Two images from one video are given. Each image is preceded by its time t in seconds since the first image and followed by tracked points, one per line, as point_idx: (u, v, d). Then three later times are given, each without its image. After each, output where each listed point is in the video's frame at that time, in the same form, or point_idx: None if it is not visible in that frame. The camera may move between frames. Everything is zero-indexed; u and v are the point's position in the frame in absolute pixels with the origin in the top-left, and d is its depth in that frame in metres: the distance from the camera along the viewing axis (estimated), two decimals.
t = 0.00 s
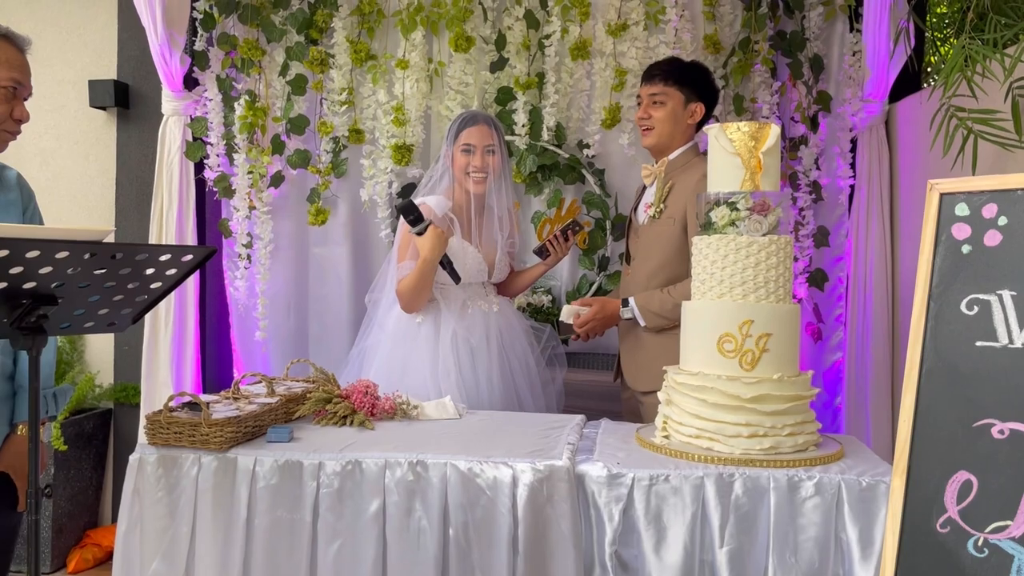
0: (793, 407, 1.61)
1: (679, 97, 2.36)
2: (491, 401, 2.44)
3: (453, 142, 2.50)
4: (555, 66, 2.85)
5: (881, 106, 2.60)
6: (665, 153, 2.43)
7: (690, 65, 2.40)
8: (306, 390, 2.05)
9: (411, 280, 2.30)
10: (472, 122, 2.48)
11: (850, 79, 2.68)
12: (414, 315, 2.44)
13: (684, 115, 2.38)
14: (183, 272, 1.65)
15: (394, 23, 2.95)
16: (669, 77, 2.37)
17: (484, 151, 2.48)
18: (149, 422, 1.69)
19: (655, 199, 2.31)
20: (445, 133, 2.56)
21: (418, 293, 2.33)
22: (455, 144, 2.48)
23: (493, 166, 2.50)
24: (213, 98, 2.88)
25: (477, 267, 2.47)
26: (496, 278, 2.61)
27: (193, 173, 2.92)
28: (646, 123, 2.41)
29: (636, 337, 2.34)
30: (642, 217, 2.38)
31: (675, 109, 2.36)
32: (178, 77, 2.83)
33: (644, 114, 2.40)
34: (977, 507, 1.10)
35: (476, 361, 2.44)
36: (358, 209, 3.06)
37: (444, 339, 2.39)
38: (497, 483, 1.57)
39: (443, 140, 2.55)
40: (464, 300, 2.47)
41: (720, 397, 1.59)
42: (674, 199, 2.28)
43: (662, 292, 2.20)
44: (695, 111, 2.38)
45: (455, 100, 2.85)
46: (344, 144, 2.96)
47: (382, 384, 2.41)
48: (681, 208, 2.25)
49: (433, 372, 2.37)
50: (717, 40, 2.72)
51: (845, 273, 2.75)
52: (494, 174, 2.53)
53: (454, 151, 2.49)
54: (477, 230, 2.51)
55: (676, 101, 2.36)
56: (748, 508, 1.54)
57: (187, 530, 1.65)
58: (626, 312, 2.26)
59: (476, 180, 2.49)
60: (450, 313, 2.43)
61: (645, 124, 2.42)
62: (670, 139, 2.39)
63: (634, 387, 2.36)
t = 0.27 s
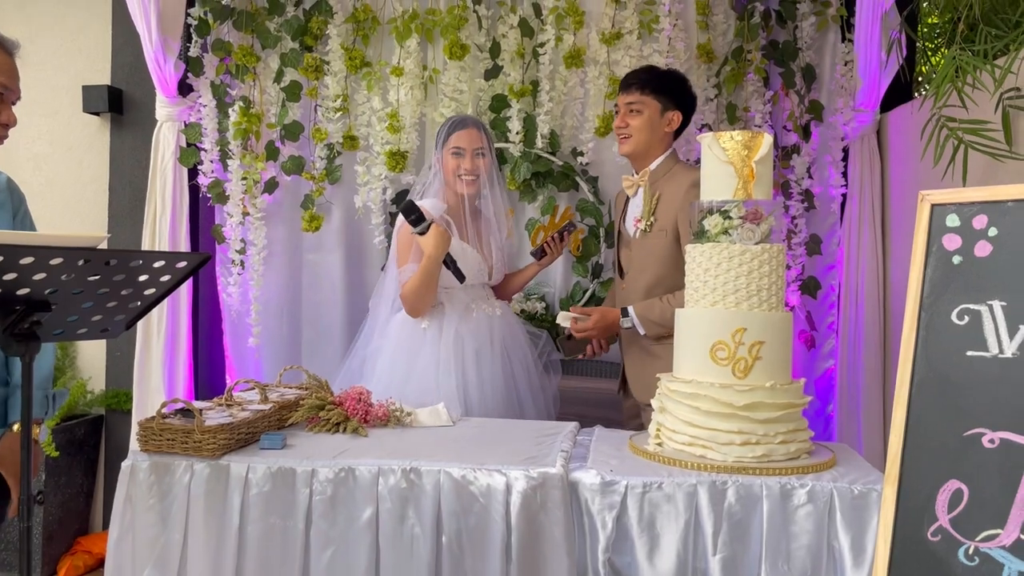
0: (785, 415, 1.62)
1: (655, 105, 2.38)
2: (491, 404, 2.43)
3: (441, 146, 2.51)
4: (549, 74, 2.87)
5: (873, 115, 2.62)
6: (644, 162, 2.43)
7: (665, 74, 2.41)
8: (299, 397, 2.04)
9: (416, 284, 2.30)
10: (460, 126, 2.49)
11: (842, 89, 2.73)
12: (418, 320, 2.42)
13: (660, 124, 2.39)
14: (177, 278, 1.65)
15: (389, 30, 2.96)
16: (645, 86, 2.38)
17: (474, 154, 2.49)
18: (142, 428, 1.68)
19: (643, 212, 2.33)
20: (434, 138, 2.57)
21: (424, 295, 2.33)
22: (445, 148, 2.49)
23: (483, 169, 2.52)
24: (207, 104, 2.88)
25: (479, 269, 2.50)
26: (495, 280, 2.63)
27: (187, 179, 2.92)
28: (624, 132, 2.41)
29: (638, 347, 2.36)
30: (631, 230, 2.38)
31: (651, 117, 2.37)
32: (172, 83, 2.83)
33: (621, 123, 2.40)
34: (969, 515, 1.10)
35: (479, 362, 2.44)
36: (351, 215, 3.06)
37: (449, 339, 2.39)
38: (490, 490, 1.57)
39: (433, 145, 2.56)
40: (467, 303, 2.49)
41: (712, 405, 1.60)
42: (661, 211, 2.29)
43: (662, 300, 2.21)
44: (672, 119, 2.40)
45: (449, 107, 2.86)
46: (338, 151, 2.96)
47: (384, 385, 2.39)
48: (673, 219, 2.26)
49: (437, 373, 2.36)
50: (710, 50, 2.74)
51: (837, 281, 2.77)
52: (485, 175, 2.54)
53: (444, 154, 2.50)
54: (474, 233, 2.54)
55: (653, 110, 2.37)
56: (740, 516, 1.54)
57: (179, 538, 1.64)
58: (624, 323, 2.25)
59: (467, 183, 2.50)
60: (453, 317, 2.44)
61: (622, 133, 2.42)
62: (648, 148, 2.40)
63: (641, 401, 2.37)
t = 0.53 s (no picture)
0: (786, 418, 1.62)
1: (633, 114, 2.37)
2: (498, 404, 2.44)
3: (433, 149, 2.53)
4: (549, 78, 2.88)
5: (871, 119, 2.63)
6: (635, 171, 2.44)
7: (643, 82, 2.39)
8: (300, 400, 2.04)
9: (413, 287, 2.31)
10: (452, 128, 2.52)
11: (841, 93, 2.73)
12: (422, 321, 2.42)
13: (642, 132, 2.39)
14: (179, 283, 1.65)
15: (388, 35, 2.97)
16: (621, 97, 2.38)
17: (464, 155, 2.51)
18: (143, 432, 1.69)
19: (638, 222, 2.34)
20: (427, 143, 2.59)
21: (422, 297, 2.34)
22: (437, 149, 2.52)
23: (474, 169, 2.53)
24: (207, 108, 2.89)
25: (477, 268, 2.50)
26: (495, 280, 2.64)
27: (187, 183, 2.92)
28: (608, 145, 2.43)
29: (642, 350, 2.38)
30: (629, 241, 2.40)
31: (631, 127, 2.37)
32: (173, 87, 2.83)
33: (604, 136, 2.42)
34: (972, 517, 1.11)
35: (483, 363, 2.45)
36: (351, 218, 3.06)
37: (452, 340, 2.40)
38: (492, 493, 1.57)
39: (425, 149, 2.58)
40: (470, 301, 2.49)
41: (713, 408, 1.60)
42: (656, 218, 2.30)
43: (660, 301, 2.21)
44: (652, 126, 2.39)
45: (449, 111, 2.86)
46: (338, 155, 2.97)
47: (388, 388, 2.39)
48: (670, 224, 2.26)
49: (442, 375, 2.36)
50: (709, 54, 2.75)
51: (836, 285, 2.78)
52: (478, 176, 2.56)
53: (435, 156, 2.52)
54: (469, 233, 2.54)
55: (632, 120, 2.37)
56: (741, 518, 1.54)
57: (180, 542, 1.64)
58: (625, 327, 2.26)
59: (458, 184, 2.51)
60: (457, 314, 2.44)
61: (607, 146, 2.44)
62: (634, 156, 2.41)
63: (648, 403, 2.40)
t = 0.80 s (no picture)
0: (796, 423, 1.62)
1: (652, 113, 2.38)
2: (502, 409, 2.44)
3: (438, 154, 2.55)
4: (556, 83, 2.88)
5: (879, 123, 2.63)
6: (651, 170, 2.43)
7: (665, 83, 2.41)
8: (310, 406, 2.05)
9: (417, 294, 2.32)
10: (455, 134, 2.54)
11: (849, 96, 2.72)
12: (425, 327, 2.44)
13: (660, 131, 2.38)
14: (189, 290, 1.66)
15: (395, 41, 2.98)
16: (641, 97, 2.39)
17: (466, 160, 2.52)
18: (154, 439, 1.70)
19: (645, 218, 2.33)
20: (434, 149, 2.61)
21: (427, 303, 2.35)
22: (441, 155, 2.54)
23: (477, 174, 2.54)
24: (215, 114, 2.90)
25: (482, 275, 2.48)
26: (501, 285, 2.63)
27: (196, 190, 2.93)
28: (626, 143, 2.43)
29: (640, 353, 2.35)
30: (636, 237, 2.39)
31: (649, 126, 2.37)
32: (181, 93, 2.86)
33: (622, 135, 2.43)
34: (987, 523, 1.11)
35: (488, 368, 2.45)
36: (360, 224, 3.07)
37: (456, 345, 2.41)
38: (502, 499, 1.58)
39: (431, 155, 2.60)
40: (474, 307, 2.49)
41: (723, 413, 1.60)
42: (664, 215, 2.29)
43: (657, 291, 2.19)
44: (671, 126, 2.38)
45: (456, 117, 2.87)
46: (346, 160, 2.98)
47: (392, 393, 2.40)
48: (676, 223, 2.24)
49: (447, 380, 2.37)
50: (716, 58, 2.75)
51: (844, 288, 2.77)
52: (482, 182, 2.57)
53: (440, 162, 2.54)
54: (475, 238, 2.53)
55: (650, 118, 2.38)
56: (752, 524, 1.54)
57: (191, 547, 1.64)
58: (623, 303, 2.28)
59: (461, 189, 2.53)
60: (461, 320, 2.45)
61: (626, 144, 2.44)
62: (651, 155, 2.40)
63: (646, 405, 2.36)
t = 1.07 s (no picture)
0: (814, 422, 1.61)
1: (679, 111, 2.36)
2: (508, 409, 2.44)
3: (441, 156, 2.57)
4: (570, 83, 2.88)
5: (897, 120, 2.61)
6: (676, 168, 2.42)
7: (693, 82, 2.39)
8: (326, 407, 2.06)
9: (409, 305, 2.33)
10: (456, 134, 2.56)
11: (865, 94, 2.70)
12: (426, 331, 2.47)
13: (687, 130, 2.37)
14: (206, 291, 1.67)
15: (410, 42, 2.99)
16: (668, 96, 2.39)
17: (468, 160, 2.53)
18: (173, 439, 1.71)
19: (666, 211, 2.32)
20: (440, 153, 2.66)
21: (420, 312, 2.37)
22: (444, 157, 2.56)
23: (479, 174, 2.54)
24: (231, 117, 2.92)
25: (484, 279, 2.46)
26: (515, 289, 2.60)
27: (212, 192, 2.96)
28: (653, 142, 2.43)
29: (647, 350, 2.34)
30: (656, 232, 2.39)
31: (676, 124, 2.36)
32: (197, 96, 2.87)
33: (650, 134, 2.42)
34: (1012, 521, 1.12)
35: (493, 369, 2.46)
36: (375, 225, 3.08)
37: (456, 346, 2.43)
38: (519, 499, 1.58)
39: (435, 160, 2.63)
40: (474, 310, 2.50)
41: (740, 413, 1.59)
42: (684, 210, 2.29)
43: (661, 270, 2.18)
44: (697, 124, 2.36)
45: (471, 117, 2.87)
46: (361, 162, 2.99)
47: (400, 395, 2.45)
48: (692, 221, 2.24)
49: (454, 391, 2.39)
50: (731, 56, 2.74)
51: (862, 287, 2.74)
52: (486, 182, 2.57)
53: (443, 164, 2.57)
54: (479, 241, 2.52)
55: (676, 117, 2.36)
56: (771, 524, 1.53)
57: (210, 547, 1.65)
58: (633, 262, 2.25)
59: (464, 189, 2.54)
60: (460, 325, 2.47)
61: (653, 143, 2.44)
62: (677, 154, 2.39)
63: (649, 401, 2.34)
